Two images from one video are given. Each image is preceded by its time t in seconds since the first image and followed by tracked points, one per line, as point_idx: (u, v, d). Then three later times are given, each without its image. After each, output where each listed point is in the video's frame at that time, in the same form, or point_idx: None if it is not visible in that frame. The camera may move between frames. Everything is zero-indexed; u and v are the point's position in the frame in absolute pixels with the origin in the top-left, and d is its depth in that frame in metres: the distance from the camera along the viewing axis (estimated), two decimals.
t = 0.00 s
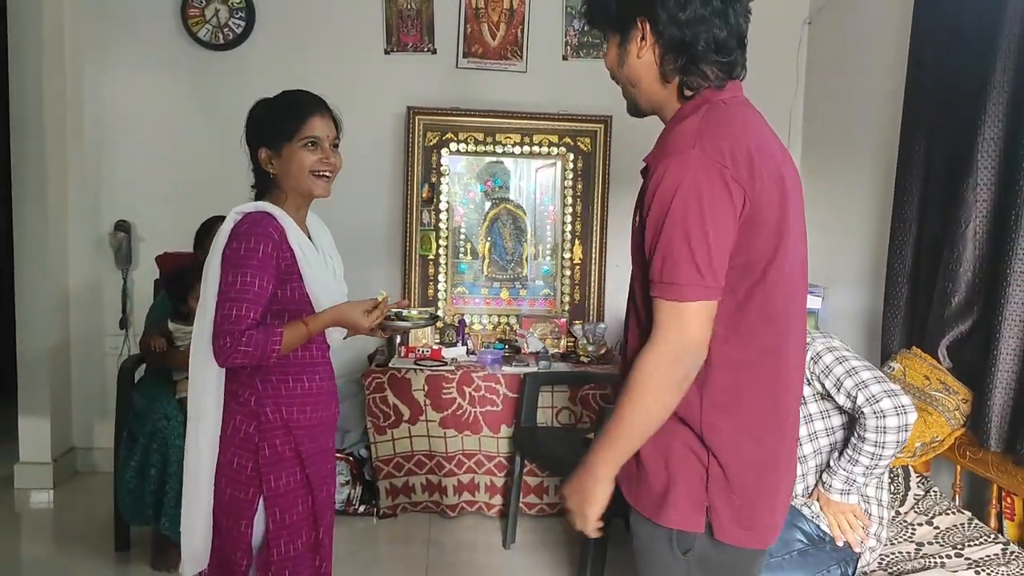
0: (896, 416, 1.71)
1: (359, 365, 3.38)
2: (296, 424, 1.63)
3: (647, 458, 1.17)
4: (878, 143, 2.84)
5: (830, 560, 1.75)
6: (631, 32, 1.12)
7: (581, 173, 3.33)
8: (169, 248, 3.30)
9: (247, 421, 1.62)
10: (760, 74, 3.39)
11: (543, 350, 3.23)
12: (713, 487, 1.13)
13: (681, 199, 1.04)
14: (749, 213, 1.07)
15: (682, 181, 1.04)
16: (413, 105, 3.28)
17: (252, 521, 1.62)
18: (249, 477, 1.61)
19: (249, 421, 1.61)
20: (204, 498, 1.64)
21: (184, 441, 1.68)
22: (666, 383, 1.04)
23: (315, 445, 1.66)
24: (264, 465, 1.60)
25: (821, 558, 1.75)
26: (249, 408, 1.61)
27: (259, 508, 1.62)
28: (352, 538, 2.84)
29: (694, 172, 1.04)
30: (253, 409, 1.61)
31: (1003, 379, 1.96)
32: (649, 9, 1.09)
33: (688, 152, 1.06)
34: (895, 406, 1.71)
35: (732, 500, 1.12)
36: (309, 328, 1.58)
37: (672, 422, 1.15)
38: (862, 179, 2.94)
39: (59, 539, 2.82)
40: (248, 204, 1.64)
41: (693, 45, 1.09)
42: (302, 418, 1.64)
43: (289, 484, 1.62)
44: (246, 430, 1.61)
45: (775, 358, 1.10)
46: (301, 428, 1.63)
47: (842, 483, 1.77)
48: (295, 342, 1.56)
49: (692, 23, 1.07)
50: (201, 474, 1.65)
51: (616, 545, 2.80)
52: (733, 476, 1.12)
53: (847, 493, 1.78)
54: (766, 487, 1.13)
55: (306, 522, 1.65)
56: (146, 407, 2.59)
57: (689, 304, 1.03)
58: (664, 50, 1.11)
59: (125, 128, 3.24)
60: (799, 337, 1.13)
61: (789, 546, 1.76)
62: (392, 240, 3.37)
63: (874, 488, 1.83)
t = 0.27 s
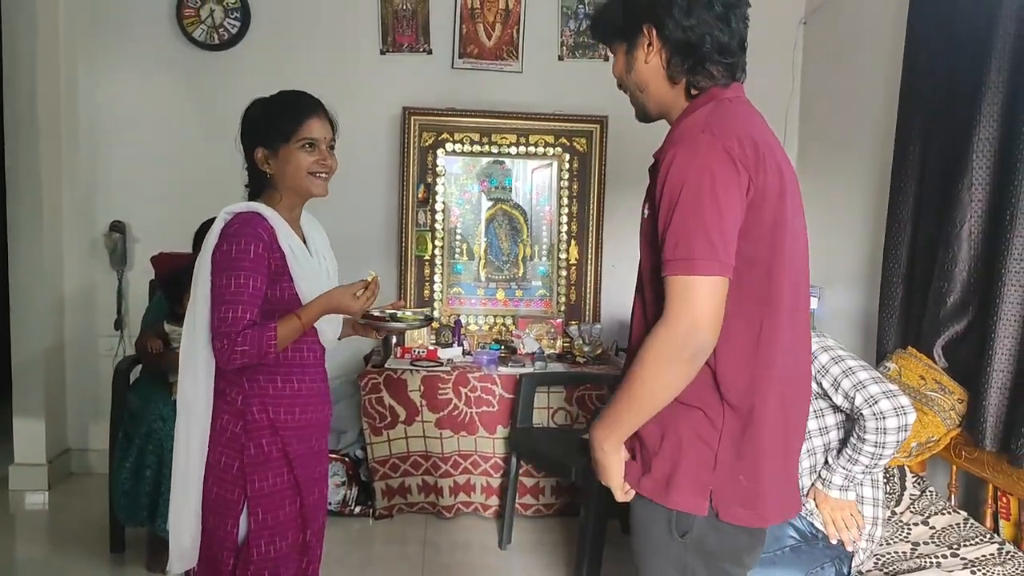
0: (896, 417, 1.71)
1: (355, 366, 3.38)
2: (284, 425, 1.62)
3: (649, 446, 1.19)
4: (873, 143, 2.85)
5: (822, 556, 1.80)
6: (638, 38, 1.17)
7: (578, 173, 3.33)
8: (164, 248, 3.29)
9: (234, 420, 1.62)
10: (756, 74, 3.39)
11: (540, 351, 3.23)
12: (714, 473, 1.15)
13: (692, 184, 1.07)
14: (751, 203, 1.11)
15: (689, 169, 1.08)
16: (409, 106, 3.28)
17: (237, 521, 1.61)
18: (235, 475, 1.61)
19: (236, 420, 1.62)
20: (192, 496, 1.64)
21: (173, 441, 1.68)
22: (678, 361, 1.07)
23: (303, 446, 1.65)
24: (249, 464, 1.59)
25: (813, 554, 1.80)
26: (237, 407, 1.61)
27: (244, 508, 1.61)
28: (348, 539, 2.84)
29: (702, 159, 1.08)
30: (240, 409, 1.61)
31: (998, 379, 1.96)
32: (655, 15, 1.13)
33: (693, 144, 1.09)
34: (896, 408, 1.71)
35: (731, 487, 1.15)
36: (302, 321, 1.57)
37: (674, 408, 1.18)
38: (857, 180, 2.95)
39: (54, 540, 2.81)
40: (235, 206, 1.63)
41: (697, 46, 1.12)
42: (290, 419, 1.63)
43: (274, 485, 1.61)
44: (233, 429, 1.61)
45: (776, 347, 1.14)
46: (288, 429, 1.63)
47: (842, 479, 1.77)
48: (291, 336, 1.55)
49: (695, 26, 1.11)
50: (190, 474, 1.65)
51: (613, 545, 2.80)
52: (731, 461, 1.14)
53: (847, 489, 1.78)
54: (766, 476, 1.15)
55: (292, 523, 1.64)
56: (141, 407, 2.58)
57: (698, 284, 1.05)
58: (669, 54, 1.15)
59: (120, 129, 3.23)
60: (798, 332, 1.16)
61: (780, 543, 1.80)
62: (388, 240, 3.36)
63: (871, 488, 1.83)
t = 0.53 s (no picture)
0: (893, 417, 1.70)
1: (353, 366, 3.38)
2: (278, 425, 1.62)
3: (658, 431, 1.22)
4: (871, 142, 2.84)
5: (823, 557, 1.80)
6: (645, 46, 1.21)
7: (576, 172, 3.33)
8: (161, 248, 3.29)
9: (228, 420, 1.61)
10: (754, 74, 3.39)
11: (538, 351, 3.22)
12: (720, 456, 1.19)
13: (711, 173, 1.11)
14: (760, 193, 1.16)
15: (707, 159, 1.12)
16: (407, 105, 3.27)
17: (233, 520, 1.61)
18: (230, 476, 1.60)
19: (230, 420, 1.61)
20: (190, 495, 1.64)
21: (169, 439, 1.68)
22: (705, 343, 1.11)
23: (299, 445, 1.65)
24: (244, 464, 1.59)
25: (814, 555, 1.80)
26: (230, 407, 1.61)
27: (241, 508, 1.61)
28: (346, 539, 2.84)
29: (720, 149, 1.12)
30: (234, 408, 1.60)
31: (996, 379, 1.96)
32: (661, 25, 1.17)
33: (708, 136, 1.13)
34: (894, 407, 1.71)
35: (735, 470, 1.19)
36: (269, 322, 1.50)
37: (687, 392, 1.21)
38: (855, 179, 2.95)
39: (51, 541, 2.80)
40: (225, 206, 1.64)
41: (703, 53, 1.17)
42: (283, 418, 1.62)
43: (270, 484, 1.61)
44: (228, 429, 1.61)
45: (782, 333, 1.19)
46: (283, 428, 1.62)
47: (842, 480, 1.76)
48: (258, 338, 1.50)
49: (701, 34, 1.16)
50: (185, 472, 1.65)
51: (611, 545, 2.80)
52: (738, 443, 1.19)
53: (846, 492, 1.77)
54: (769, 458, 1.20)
55: (290, 522, 1.64)
56: (138, 407, 2.58)
57: (721, 267, 1.09)
58: (676, 60, 1.19)
59: (117, 128, 3.23)
60: (806, 318, 1.21)
61: (779, 544, 1.80)
62: (386, 240, 3.36)
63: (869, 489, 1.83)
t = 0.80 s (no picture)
0: (898, 416, 1.71)
1: (355, 365, 3.38)
2: (281, 424, 1.62)
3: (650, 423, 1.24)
4: (872, 141, 2.84)
5: (824, 556, 1.79)
6: (628, 62, 1.26)
7: (577, 172, 3.33)
8: (164, 248, 3.29)
9: (231, 419, 1.61)
10: (755, 73, 3.39)
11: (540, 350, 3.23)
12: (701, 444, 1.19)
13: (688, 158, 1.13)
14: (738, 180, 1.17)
15: (684, 145, 1.14)
16: (409, 105, 3.28)
17: (234, 518, 1.61)
18: (232, 474, 1.61)
19: (233, 418, 1.61)
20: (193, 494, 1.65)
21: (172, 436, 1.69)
22: (685, 325, 1.12)
23: (302, 443, 1.65)
24: (247, 463, 1.60)
25: (816, 554, 1.79)
26: (233, 405, 1.61)
27: (241, 506, 1.62)
28: (348, 538, 2.85)
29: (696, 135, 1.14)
30: (237, 407, 1.61)
31: (998, 377, 1.96)
32: (640, 39, 1.23)
33: (683, 124, 1.16)
34: (901, 405, 1.71)
35: (718, 458, 1.19)
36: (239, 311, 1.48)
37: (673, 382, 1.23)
38: (856, 178, 2.95)
39: (53, 540, 2.81)
40: (223, 205, 1.64)
41: (684, 55, 1.22)
42: (286, 417, 1.63)
43: (271, 483, 1.61)
44: (230, 428, 1.61)
45: (762, 317, 1.20)
46: (285, 427, 1.63)
47: (844, 479, 1.78)
48: (235, 327, 1.50)
49: (678, 39, 1.22)
50: (189, 469, 1.66)
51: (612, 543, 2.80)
52: (720, 431, 1.19)
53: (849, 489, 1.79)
54: (750, 447, 1.21)
55: (291, 520, 1.65)
56: (141, 407, 2.58)
57: (700, 248, 1.11)
58: (659, 69, 1.24)
59: (119, 128, 3.23)
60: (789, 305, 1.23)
61: (780, 544, 1.81)
62: (387, 240, 3.36)
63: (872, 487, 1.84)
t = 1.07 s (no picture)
0: (904, 406, 1.71)
1: (365, 356, 3.40)
2: (290, 413, 1.63)
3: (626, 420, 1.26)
4: (882, 131, 2.83)
5: (831, 542, 1.83)
6: (584, 68, 1.31)
7: (586, 163, 3.33)
8: (175, 240, 3.31)
9: (240, 408, 1.63)
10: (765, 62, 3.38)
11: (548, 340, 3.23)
12: (654, 439, 1.19)
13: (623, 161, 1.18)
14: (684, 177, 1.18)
15: (620, 150, 1.19)
16: (418, 96, 3.28)
17: (247, 506, 1.63)
18: (243, 463, 1.62)
19: (242, 408, 1.63)
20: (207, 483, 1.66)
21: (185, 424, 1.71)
22: (625, 324, 1.17)
23: (312, 432, 1.66)
24: (257, 451, 1.61)
25: (823, 542, 1.83)
26: (242, 395, 1.62)
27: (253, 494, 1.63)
28: (358, 528, 2.86)
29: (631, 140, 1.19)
30: (246, 397, 1.62)
31: (1009, 367, 1.95)
32: (591, 44, 1.29)
33: (620, 130, 1.21)
34: (906, 394, 1.71)
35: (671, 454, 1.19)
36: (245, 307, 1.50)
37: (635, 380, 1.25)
38: (866, 168, 2.94)
39: (67, 530, 2.83)
40: (230, 199, 1.65)
41: (634, 57, 1.27)
42: (295, 406, 1.63)
43: (282, 472, 1.63)
44: (241, 417, 1.62)
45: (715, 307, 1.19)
46: (295, 416, 1.63)
47: (854, 469, 1.78)
48: (237, 323, 1.52)
49: (625, 43, 1.27)
50: (203, 457, 1.69)
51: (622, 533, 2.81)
52: (671, 427, 1.19)
53: (859, 479, 1.79)
54: (707, 443, 1.20)
55: (302, 509, 1.66)
56: (153, 398, 2.60)
57: (635, 249, 1.15)
58: (613, 72, 1.29)
59: (130, 120, 3.24)
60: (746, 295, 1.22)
61: (790, 532, 1.83)
62: (396, 231, 3.37)
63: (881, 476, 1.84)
